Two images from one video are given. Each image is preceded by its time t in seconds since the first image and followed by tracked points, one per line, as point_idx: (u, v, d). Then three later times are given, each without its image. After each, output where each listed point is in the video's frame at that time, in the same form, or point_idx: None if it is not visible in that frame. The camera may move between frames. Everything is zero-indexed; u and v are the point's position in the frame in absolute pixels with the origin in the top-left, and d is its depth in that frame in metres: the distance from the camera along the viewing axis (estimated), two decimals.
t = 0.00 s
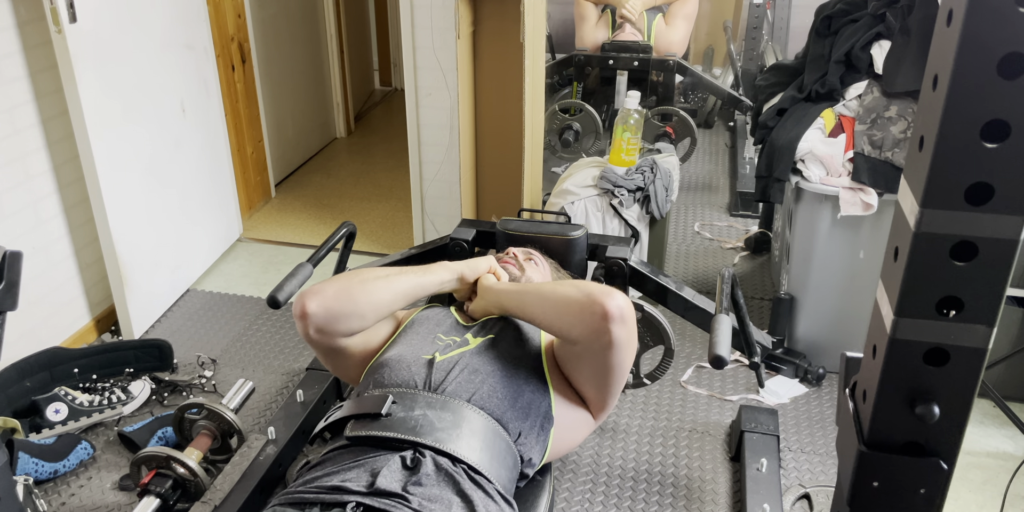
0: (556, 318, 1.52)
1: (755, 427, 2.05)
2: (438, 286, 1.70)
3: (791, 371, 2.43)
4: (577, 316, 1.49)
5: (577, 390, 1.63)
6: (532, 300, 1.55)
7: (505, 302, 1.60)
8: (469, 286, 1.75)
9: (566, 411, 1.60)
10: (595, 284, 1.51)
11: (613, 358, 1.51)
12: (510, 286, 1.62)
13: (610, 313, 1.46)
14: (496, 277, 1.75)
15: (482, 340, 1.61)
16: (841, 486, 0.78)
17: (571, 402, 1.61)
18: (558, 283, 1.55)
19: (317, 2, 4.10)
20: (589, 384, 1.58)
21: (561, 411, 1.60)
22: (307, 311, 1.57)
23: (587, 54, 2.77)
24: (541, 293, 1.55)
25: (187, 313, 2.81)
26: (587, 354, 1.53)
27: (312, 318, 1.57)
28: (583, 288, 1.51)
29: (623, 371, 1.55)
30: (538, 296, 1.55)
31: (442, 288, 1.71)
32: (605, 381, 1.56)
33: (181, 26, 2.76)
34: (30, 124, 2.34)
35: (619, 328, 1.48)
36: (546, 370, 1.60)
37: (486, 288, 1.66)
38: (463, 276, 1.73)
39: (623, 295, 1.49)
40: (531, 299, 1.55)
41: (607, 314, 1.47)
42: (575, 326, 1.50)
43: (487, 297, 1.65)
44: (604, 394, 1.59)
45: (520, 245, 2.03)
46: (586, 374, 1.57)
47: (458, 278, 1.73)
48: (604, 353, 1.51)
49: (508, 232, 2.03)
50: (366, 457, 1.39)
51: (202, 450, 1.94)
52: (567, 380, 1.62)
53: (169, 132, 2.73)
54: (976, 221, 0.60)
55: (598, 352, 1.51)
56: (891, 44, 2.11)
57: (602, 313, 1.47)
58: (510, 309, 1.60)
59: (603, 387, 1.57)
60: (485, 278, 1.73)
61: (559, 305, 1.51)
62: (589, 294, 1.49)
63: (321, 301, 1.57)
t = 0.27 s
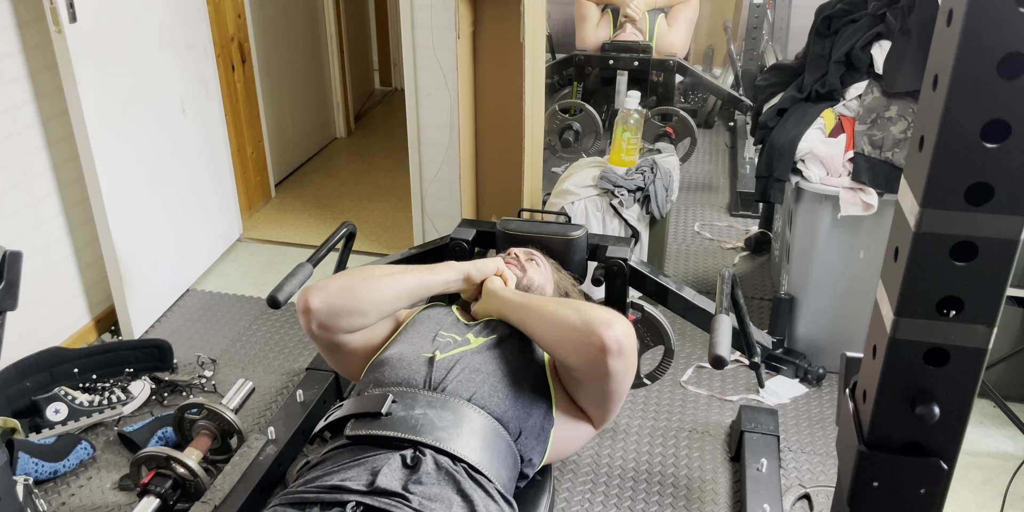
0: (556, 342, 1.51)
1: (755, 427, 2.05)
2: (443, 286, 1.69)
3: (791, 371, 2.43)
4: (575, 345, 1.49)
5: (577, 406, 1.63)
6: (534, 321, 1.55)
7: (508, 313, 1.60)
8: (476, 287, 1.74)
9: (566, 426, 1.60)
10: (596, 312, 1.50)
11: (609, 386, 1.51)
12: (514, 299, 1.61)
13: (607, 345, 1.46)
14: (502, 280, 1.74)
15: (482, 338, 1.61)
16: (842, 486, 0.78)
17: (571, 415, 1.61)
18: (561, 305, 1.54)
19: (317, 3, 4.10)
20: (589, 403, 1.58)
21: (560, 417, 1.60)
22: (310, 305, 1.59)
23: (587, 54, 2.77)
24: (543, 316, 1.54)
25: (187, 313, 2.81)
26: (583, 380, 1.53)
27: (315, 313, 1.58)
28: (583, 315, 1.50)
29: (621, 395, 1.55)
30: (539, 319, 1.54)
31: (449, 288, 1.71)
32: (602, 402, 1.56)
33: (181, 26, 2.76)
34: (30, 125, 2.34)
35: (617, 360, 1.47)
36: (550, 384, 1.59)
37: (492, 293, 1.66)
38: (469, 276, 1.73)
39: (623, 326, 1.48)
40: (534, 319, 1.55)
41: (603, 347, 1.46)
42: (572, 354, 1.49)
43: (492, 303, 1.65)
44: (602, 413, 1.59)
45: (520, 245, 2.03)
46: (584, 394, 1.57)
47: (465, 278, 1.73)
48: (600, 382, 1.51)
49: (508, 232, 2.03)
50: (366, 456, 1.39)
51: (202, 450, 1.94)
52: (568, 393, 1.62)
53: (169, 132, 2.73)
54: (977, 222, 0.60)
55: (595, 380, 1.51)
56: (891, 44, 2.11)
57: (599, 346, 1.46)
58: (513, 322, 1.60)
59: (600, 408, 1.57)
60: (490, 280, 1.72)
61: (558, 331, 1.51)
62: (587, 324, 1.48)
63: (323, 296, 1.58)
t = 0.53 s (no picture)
0: (561, 339, 1.51)
1: (755, 427, 2.05)
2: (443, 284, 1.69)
3: (791, 371, 2.43)
4: (581, 341, 1.49)
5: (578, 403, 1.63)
6: (540, 317, 1.55)
7: (511, 310, 1.60)
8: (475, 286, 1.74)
9: (567, 424, 1.60)
10: (602, 309, 1.50)
11: (614, 383, 1.51)
12: (518, 296, 1.61)
13: (613, 342, 1.46)
14: (502, 278, 1.74)
15: (482, 337, 1.61)
16: (842, 487, 0.78)
17: (571, 413, 1.61)
18: (567, 302, 1.54)
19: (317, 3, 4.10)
20: (591, 400, 1.58)
21: (560, 416, 1.60)
22: (310, 303, 1.59)
23: (587, 54, 2.76)
24: (548, 312, 1.54)
25: (186, 313, 2.81)
26: (588, 377, 1.53)
27: (315, 311, 1.58)
28: (590, 311, 1.50)
29: (624, 393, 1.55)
30: (545, 315, 1.54)
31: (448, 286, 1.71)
32: (605, 399, 1.56)
33: (181, 26, 2.76)
34: (30, 124, 2.34)
35: (622, 357, 1.47)
36: (550, 383, 1.59)
37: (494, 290, 1.66)
38: (468, 274, 1.73)
39: (628, 323, 1.48)
40: (540, 315, 1.55)
41: (609, 343, 1.46)
42: (577, 350, 1.49)
43: (494, 300, 1.65)
44: (604, 410, 1.59)
45: (519, 245, 2.03)
46: (587, 392, 1.56)
47: (464, 276, 1.73)
48: (604, 378, 1.51)
49: (508, 231, 2.03)
50: (365, 455, 1.39)
51: (202, 450, 1.94)
52: (570, 391, 1.62)
53: (169, 131, 2.73)
54: (977, 222, 0.60)
55: (600, 376, 1.51)
56: (891, 44, 2.11)
57: (606, 342, 1.46)
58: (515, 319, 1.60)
59: (602, 406, 1.57)
60: (490, 277, 1.72)
61: (564, 327, 1.51)
62: (594, 320, 1.48)
63: (324, 294, 1.58)
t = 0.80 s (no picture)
0: (565, 337, 1.51)
1: (755, 427, 2.05)
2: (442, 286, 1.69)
3: (791, 371, 2.44)
4: (586, 339, 1.49)
5: (580, 402, 1.63)
6: (544, 316, 1.55)
7: (513, 310, 1.60)
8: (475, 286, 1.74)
9: (567, 423, 1.60)
10: (607, 307, 1.50)
11: (618, 380, 1.51)
12: (520, 295, 1.61)
13: (619, 340, 1.46)
14: (500, 278, 1.74)
15: (483, 337, 1.61)
16: (842, 487, 0.78)
17: (571, 412, 1.62)
18: (570, 300, 1.54)
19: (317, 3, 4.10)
20: (593, 399, 1.59)
21: (561, 416, 1.60)
22: (309, 309, 1.58)
23: (587, 54, 2.76)
24: (552, 311, 1.54)
25: (186, 313, 2.81)
26: (591, 375, 1.53)
27: (314, 317, 1.58)
28: (594, 309, 1.50)
29: (626, 391, 1.55)
30: (549, 313, 1.54)
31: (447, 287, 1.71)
32: (608, 398, 1.56)
33: (181, 26, 2.76)
34: (30, 124, 2.34)
35: (627, 355, 1.47)
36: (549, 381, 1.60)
37: (495, 290, 1.66)
38: (467, 275, 1.73)
39: (632, 320, 1.48)
40: (544, 314, 1.55)
41: (615, 340, 1.46)
42: (582, 348, 1.49)
43: (495, 300, 1.65)
44: (607, 409, 1.59)
45: (519, 245, 2.03)
46: (590, 390, 1.57)
47: (462, 277, 1.73)
48: (609, 376, 1.51)
49: (508, 232, 2.03)
50: (366, 454, 1.39)
51: (202, 450, 1.94)
52: (570, 390, 1.63)
53: (169, 131, 2.73)
54: (977, 222, 0.60)
55: (604, 374, 1.51)
56: (891, 44, 2.11)
57: (612, 340, 1.46)
58: (518, 319, 1.60)
59: (604, 404, 1.58)
60: (490, 278, 1.72)
61: (569, 325, 1.51)
62: (600, 318, 1.48)
63: (323, 299, 1.58)
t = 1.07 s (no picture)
0: (566, 341, 1.51)
1: (755, 427, 2.05)
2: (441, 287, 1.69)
3: (791, 371, 2.43)
4: (587, 343, 1.49)
5: (580, 405, 1.63)
6: (544, 320, 1.55)
7: (514, 312, 1.60)
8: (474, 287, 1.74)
9: (567, 426, 1.60)
10: (608, 311, 1.50)
11: (618, 385, 1.51)
12: (520, 298, 1.61)
13: (620, 344, 1.46)
14: (500, 280, 1.74)
15: (484, 339, 1.61)
16: (842, 486, 0.78)
17: (571, 415, 1.61)
18: (571, 304, 1.54)
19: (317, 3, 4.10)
20: (593, 403, 1.58)
21: (561, 418, 1.60)
22: (308, 312, 1.58)
23: (587, 54, 2.75)
24: (553, 314, 1.54)
25: (186, 313, 2.81)
26: (592, 379, 1.53)
27: (314, 319, 1.58)
28: (596, 313, 1.50)
29: (627, 395, 1.55)
30: (550, 317, 1.54)
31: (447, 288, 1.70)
32: (609, 401, 1.56)
33: (181, 27, 2.76)
34: (30, 124, 2.34)
35: (628, 359, 1.47)
36: (550, 384, 1.60)
37: (495, 292, 1.66)
38: (467, 276, 1.72)
39: (633, 325, 1.48)
40: (544, 318, 1.55)
41: (616, 345, 1.46)
42: (583, 352, 1.49)
43: (496, 302, 1.65)
44: (607, 412, 1.59)
45: (519, 245, 2.03)
46: (590, 394, 1.57)
47: (462, 278, 1.72)
48: (609, 380, 1.51)
49: (508, 232, 2.03)
50: (368, 455, 1.39)
51: (202, 450, 1.94)
52: (570, 393, 1.63)
53: (169, 131, 2.73)
54: (977, 222, 0.60)
55: (604, 378, 1.51)
56: (891, 44, 2.11)
57: (613, 345, 1.46)
58: (519, 321, 1.60)
59: (604, 407, 1.57)
60: (490, 279, 1.72)
61: (569, 329, 1.51)
62: (601, 322, 1.48)
63: (322, 302, 1.58)
